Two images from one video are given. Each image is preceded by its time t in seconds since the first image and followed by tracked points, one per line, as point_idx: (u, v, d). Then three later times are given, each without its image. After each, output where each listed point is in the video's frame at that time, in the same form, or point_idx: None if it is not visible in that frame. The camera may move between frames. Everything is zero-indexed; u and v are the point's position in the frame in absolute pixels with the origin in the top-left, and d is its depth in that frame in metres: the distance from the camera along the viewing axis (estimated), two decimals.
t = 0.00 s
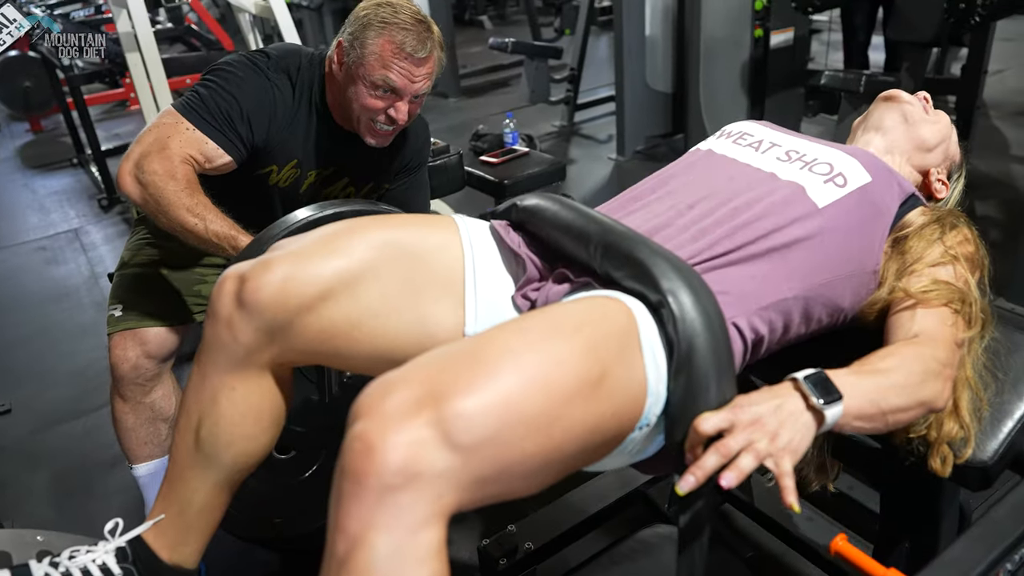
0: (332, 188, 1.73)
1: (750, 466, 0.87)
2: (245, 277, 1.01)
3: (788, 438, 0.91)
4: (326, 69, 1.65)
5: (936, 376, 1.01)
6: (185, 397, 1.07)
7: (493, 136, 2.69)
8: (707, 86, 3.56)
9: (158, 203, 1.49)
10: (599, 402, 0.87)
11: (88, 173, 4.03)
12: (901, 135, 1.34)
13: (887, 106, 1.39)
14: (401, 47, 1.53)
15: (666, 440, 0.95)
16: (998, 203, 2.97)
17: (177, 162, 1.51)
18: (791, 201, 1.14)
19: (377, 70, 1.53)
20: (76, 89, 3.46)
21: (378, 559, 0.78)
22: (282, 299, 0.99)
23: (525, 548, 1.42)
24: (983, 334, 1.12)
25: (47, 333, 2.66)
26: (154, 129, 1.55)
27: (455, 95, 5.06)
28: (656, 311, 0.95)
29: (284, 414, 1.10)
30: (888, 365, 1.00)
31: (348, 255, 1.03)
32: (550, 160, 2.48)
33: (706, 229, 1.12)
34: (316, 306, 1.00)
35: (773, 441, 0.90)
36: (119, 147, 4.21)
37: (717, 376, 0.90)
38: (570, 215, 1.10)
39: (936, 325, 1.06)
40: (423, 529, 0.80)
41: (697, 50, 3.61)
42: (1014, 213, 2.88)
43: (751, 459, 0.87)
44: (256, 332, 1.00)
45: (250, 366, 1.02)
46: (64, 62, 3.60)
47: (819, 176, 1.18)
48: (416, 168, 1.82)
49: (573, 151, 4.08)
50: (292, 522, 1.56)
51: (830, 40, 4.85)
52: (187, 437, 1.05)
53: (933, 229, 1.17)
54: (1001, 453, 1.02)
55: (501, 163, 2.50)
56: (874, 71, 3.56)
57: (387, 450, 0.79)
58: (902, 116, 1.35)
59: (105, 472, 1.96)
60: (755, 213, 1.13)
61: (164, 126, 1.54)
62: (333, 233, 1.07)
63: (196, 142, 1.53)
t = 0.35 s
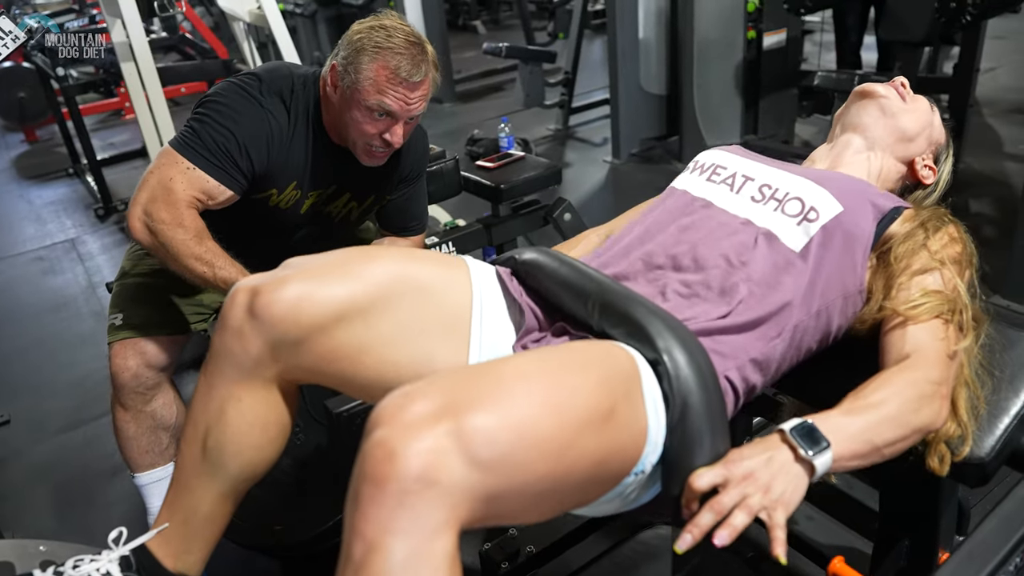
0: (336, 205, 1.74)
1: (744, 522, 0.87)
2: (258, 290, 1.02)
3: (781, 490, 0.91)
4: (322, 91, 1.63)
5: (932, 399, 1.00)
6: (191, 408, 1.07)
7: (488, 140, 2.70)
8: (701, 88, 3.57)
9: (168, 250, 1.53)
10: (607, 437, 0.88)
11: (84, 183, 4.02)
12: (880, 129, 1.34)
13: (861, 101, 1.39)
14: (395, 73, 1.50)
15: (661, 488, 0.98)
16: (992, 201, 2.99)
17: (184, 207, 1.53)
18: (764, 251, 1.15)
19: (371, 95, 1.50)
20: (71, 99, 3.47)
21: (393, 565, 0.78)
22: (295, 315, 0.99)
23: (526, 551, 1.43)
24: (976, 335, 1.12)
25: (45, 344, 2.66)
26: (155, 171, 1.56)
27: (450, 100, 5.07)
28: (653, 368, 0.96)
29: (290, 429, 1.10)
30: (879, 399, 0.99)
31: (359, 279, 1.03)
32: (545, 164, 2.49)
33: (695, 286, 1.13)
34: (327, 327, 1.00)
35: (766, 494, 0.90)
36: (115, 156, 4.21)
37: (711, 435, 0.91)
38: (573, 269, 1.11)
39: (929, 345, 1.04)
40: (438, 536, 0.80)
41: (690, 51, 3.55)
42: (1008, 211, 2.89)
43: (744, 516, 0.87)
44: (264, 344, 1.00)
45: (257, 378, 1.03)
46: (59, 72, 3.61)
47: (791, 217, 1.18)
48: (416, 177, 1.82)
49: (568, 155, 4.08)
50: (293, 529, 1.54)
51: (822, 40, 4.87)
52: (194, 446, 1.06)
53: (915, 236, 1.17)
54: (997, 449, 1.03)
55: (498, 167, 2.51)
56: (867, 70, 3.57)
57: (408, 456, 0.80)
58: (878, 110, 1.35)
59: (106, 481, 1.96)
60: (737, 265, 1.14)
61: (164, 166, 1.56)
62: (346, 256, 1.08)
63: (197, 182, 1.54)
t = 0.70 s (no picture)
0: (338, 224, 1.74)
1: None
2: (343, 325, 1.04)
3: None
4: (319, 119, 1.56)
5: (922, 442, 1.01)
6: (241, 415, 1.07)
7: (484, 143, 2.69)
8: (695, 89, 3.57)
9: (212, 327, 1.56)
10: (647, 505, 0.94)
11: (79, 190, 4.02)
12: (848, 130, 1.29)
13: (823, 101, 1.33)
14: (396, 107, 1.43)
15: None
16: (988, 197, 2.99)
17: (226, 289, 1.53)
18: (732, 326, 1.15)
19: (374, 130, 1.45)
20: (65, 107, 3.46)
21: (466, 566, 0.83)
22: (372, 363, 1.01)
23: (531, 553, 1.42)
24: (967, 334, 1.09)
25: (41, 352, 2.65)
26: (186, 254, 1.52)
27: (445, 103, 5.07)
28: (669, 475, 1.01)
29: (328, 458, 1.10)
30: (863, 473, 1.01)
31: (429, 340, 1.04)
32: (541, 165, 2.48)
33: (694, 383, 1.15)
34: (402, 378, 1.03)
35: None
36: (109, 164, 4.20)
37: (721, 537, 0.97)
38: (602, 383, 1.12)
39: (911, 387, 1.03)
40: (507, 545, 0.85)
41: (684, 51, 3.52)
42: (1004, 207, 2.90)
43: None
44: (337, 378, 1.02)
45: (319, 405, 1.04)
46: (53, 80, 3.61)
47: (751, 276, 1.15)
48: (411, 182, 1.79)
49: (564, 157, 4.08)
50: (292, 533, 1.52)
51: (816, 39, 4.88)
52: (235, 456, 1.05)
53: (884, 257, 1.13)
54: (997, 443, 1.03)
55: (493, 169, 2.51)
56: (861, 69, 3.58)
57: (493, 464, 0.86)
58: (843, 110, 1.29)
59: (105, 488, 1.95)
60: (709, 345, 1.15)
61: (197, 248, 1.51)
62: (412, 313, 1.09)
63: (232, 255, 1.53)
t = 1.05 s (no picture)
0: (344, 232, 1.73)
1: None
2: (389, 358, 1.05)
3: None
4: (323, 143, 1.55)
5: (916, 477, 1.02)
6: (279, 420, 1.08)
7: (482, 144, 2.69)
8: (692, 89, 3.57)
9: (248, 347, 1.54)
10: (661, 537, 0.97)
11: (77, 192, 4.01)
12: (808, 149, 1.22)
13: (779, 120, 1.26)
14: (404, 135, 1.43)
15: None
16: (986, 196, 3.00)
17: (268, 328, 1.54)
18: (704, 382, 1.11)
19: (381, 158, 1.45)
20: (63, 109, 3.46)
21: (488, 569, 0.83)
22: (407, 397, 1.03)
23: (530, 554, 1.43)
24: (954, 344, 1.07)
25: (39, 354, 2.65)
26: (221, 297, 1.53)
27: (443, 104, 5.07)
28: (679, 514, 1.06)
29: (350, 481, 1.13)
30: (861, 513, 1.03)
31: (464, 379, 1.06)
32: (540, 166, 2.48)
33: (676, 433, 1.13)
34: (439, 418, 1.05)
35: None
36: (108, 166, 4.20)
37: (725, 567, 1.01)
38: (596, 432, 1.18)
39: (897, 419, 1.03)
40: (528, 557, 0.86)
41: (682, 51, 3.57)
42: (1002, 206, 2.90)
43: None
44: (378, 401, 1.04)
45: (356, 429, 1.06)
46: (51, 82, 3.60)
47: (717, 331, 1.10)
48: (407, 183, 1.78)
49: (562, 158, 4.07)
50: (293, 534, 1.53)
51: (813, 40, 4.89)
52: (264, 464, 1.06)
53: (852, 283, 1.09)
54: (998, 441, 1.03)
55: (492, 170, 2.51)
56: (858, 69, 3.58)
57: (517, 481, 0.88)
58: (801, 129, 1.22)
59: (104, 489, 1.94)
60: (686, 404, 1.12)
61: (235, 292, 1.51)
62: (448, 350, 1.11)
63: (269, 290, 1.54)
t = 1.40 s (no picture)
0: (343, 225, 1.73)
1: None
2: (357, 326, 1.04)
3: None
4: (326, 128, 1.56)
5: (911, 467, 1.03)
6: (252, 405, 1.08)
7: (485, 144, 2.71)
8: (696, 94, 3.60)
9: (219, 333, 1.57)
10: (642, 507, 0.96)
11: (81, 181, 4.02)
12: (837, 151, 1.26)
13: (815, 122, 1.31)
14: (405, 110, 1.44)
15: None
16: (986, 210, 3.02)
17: (240, 302, 1.56)
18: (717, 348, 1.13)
19: (383, 133, 1.45)
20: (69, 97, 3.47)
21: (463, 548, 0.82)
22: (379, 365, 1.02)
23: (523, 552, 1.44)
24: (957, 354, 1.10)
25: (40, 341, 2.66)
26: (198, 271, 1.54)
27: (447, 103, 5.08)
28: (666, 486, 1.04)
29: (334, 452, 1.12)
30: (856, 496, 1.03)
31: (438, 344, 1.05)
32: (543, 168, 2.50)
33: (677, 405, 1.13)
34: (408, 383, 1.03)
35: None
36: (112, 156, 4.21)
37: (711, 546, 1.00)
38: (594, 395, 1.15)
39: (899, 413, 1.04)
40: (503, 536, 0.85)
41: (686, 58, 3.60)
42: (1001, 220, 2.92)
43: None
44: (348, 374, 1.03)
45: (330, 402, 1.05)
46: (58, 71, 3.61)
47: (736, 298, 1.12)
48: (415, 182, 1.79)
49: (565, 160, 4.09)
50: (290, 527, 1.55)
51: (818, 49, 4.91)
52: (244, 448, 1.06)
53: (873, 278, 1.12)
54: (991, 452, 1.05)
55: (496, 170, 2.52)
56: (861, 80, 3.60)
57: (489, 458, 0.85)
58: (833, 131, 1.26)
59: (102, 477, 1.96)
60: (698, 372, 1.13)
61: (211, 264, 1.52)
62: (424, 319, 1.09)
63: (245, 268, 1.55)
